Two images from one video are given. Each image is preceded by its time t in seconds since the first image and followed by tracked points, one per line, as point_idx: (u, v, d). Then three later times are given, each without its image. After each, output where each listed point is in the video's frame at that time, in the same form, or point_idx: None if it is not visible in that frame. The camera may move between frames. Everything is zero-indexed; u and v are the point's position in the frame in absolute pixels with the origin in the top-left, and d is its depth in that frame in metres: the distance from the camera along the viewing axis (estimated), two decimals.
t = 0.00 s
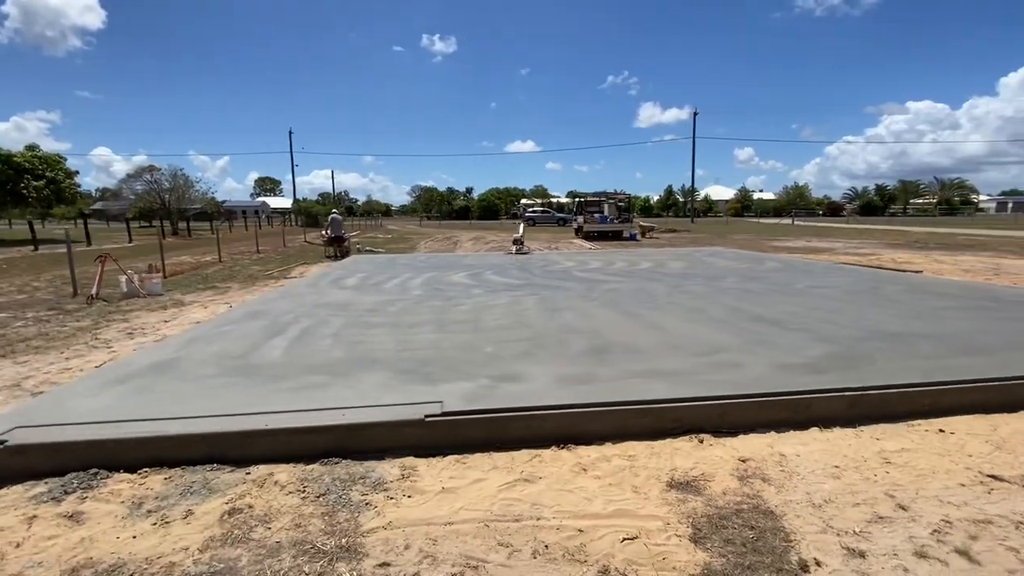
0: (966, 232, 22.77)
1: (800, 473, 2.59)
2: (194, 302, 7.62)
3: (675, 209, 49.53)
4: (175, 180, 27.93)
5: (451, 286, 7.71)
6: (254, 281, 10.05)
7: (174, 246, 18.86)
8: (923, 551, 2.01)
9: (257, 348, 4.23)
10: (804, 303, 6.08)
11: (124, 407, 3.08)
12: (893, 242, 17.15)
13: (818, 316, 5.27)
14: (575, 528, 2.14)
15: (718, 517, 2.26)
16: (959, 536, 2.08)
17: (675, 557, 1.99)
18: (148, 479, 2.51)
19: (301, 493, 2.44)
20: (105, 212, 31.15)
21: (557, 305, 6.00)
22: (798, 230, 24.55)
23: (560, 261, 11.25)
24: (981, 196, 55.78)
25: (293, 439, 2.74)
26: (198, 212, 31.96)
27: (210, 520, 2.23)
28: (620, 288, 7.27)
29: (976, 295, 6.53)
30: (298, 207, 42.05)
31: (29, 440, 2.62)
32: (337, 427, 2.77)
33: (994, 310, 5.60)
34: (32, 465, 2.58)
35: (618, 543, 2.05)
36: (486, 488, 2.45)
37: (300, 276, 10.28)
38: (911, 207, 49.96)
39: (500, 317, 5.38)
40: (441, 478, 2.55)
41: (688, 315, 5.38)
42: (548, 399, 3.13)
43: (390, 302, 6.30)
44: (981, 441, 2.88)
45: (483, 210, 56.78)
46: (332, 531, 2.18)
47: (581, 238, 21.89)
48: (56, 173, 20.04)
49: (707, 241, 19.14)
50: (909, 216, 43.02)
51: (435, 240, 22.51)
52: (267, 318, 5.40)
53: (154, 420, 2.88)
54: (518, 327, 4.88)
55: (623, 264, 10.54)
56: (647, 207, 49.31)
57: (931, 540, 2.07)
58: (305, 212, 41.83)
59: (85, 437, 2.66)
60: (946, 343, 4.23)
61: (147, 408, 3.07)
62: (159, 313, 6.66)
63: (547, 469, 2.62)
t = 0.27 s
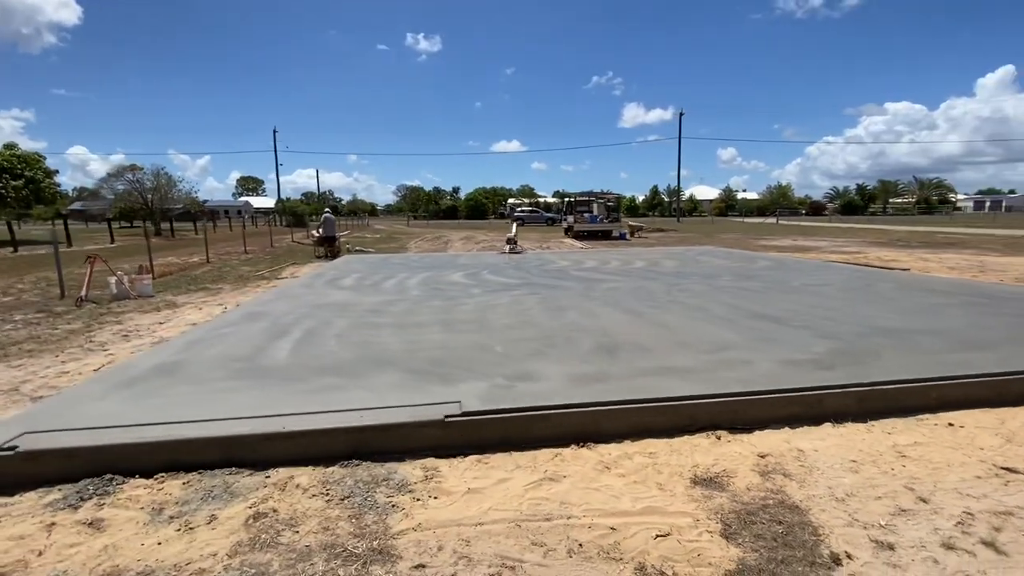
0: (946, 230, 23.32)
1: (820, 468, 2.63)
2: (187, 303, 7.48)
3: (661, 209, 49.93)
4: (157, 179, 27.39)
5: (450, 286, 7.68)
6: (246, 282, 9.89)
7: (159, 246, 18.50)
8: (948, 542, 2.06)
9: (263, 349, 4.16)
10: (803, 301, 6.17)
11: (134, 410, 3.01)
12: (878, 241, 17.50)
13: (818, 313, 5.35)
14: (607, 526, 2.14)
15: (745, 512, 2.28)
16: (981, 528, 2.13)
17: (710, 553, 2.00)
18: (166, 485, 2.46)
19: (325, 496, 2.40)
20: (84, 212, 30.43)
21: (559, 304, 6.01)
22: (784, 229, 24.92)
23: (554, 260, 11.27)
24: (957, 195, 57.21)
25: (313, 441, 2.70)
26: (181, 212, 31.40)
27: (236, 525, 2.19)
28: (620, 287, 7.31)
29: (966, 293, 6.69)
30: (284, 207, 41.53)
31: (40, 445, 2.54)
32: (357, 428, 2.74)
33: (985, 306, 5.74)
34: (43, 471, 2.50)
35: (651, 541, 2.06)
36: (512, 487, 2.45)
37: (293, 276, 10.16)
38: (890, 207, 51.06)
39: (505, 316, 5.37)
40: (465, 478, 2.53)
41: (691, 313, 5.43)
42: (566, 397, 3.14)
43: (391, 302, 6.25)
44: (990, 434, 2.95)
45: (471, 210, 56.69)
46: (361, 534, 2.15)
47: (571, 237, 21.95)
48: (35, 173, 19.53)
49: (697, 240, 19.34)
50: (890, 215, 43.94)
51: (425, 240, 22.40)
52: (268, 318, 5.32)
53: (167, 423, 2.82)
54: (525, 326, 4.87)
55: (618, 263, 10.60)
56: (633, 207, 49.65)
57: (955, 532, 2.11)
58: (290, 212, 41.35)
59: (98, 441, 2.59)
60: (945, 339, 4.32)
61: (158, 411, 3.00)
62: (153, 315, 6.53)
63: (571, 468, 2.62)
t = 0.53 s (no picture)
0: (925, 229, 23.89)
1: (829, 464, 2.69)
2: (178, 306, 7.36)
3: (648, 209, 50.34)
4: (139, 179, 26.86)
5: (446, 287, 7.65)
6: (236, 284, 9.75)
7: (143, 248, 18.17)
8: (959, 535, 2.12)
9: (266, 353, 4.12)
10: (796, 299, 6.28)
11: (140, 416, 2.96)
12: (861, 240, 17.88)
13: (813, 312, 5.45)
14: (629, 526, 2.17)
15: (762, 509, 2.32)
16: (989, 519, 2.20)
17: (732, 550, 2.04)
18: (180, 493, 2.42)
19: (344, 501, 2.39)
20: (63, 213, 29.75)
21: (559, 305, 6.05)
22: (769, 229, 25.30)
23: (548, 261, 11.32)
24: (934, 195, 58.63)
25: (327, 445, 2.68)
26: (164, 213, 30.86)
27: (256, 532, 2.17)
28: (616, 287, 7.37)
29: (952, 291, 6.87)
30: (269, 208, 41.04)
31: (47, 454, 2.49)
32: (372, 432, 2.73)
33: (972, 304, 5.90)
34: (52, 480, 2.45)
35: (674, 539, 2.09)
36: (531, 489, 2.46)
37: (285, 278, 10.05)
38: (870, 206, 52.14)
39: (506, 317, 5.38)
40: (483, 480, 2.54)
41: (689, 313, 5.49)
42: (577, 398, 3.16)
43: (390, 304, 6.23)
44: (988, 428, 3.05)
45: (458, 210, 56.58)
46: (384, 539, 2.14)
47: (561, 237, 22.03)
48: (12, 173, 19.04)
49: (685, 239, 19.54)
50: (870, 214, 44.89)
51: (415, 240, 22.30)
52: (267, 321, 5.26)
53: (177, 429, 2.78)
54: (527, 328, 4.89)
55: (611, 263, 10.67)
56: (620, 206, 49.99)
57: (965, 524, 2.18)
58: (276, 212, 40.89)
59: (107, 449, 2.55)
60: (938, 337, 4.44)
61: (165, 416, 2.95)
62: (145, 319, 6.41)
63: (587, 468, 2.64)
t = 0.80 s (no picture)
0: (908, 229, 24.36)
1: (844, 459, 2.70)
2: (170, 307, 7.21)
3: (636, 209, 50.67)
4: (121, 179, 26.35)
5: (444, 287, 7.60)
6: (227, 285, 9.59)
7: (127, 249, 17.85)
8: (980, 527, 2.14)
9: (268, 355, 4.04)
10: (793, 297, 6.35)
11: (145, 419, 2.88)
12: (847, 240, 18.18)
13: (812, 309, 5.51)
14: (654, 524, 2.15)
15: (783, 505, 2.32)
16: (1007, 511, 2.23)
17: (759, 546, 2.03)
18: (190, 497, 2.35)
19: (362, 503, 2.34)
20: (42, 213, 29.09)
21: (559, 304, 6.04)
22: (757, 228, 25.60)
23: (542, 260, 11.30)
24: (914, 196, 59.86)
25: (341, 447, 2.62)
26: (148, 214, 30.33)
27: (274, 536, 2.11)
28: (614, 286, 7.38)
29: (943, 288, 7.00)
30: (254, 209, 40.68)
31: (50, 460, 2.40)
32: (387, 432, 2.68)
33: (965, 301, 6.01)
34: (55, 487, 2.37)
35: (701, 536, 2.08)
36: (551, 489, 2.43)
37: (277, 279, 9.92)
38: (853, 206, 53.06)
39: (508, 317, 5.36)
40: (502, 480, 2.50)
41: (690, 311, 5.52)
42: (590, 397, 3.14)
43: (388, 304, 6.17)
44: (994, 422, 3.09)
45: (446, 210, 56.43)
46: (407, 541, 2.10)
47: (552, 237, 22.07)
48: None
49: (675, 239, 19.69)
50: (853, 214, 45.69)
51: (405, 241, 22.18)
52: (265, 322, 5.17)
53: (184, 432, 2.70)
54: (531, 327, 4.87)
55: (605, 262, 10.71)
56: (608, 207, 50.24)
57: (984, 517, 2.20)
58: (262, 213, 40.48)
59: (113, 454, 2.46)
60: (936, 333, 4.52)
61: (170, 419, 2.87)
62: (136, 320, 6.28)
63: (605, 467, 2.62)
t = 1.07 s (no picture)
0: (897, 229, 24.67)
1: (871, 460, 2.68)
2: (165, 310, 7.07)
3: (628, 209, 50.89)
4: (108, 179, 25.92)
5: (445, 288, 7.52)
6: (222, 286, 9.44)
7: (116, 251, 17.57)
8: (1016, 528, 2.12)
9: (275, 357, 3.94)
10: (798, 296, 6.36)
11: (154, 425, 2.78)
12: (840, 240, 18.37)
13: (818, 308, 5.52)
14: (690, 529, 2.11)
15: (817, 507, 2.29)
16: None
17: (799, 551, 2.00)
18: (207, 507, 2.27)
19: (386, 511, 2.27)
20: (27, 214, 28.56)
21: (565, 304, 6.00)
22: (749, 228, 25.78)
23: (541, 260, 11.26)
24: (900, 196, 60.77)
25: (361, 452, 2.54)
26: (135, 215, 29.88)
27: (298, 547, 2.04)
28: (617, 286, 7.35)
29: (942, 287, 7.06)
30: (244, 210, 40.26)
31: (59, 469, 2.31)
32: (408, 437, 2.60)
33: (966, 300, 6.06)
34: (64, 498, 2.28)
35: (739, 541, 2.04)
36: (580, 493, 2.38)
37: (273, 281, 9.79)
38: (841, 207, 53.73)
39: (515, 318, 5.30)
40: (528, 485, 2.44)
41: (698, 311, 5.50)
42: (610, 398, 3.09)
43: (392, 305, 6.08)
44: (1013, 421, 3.10)
45: (438, 211, 56.25)
46: (437, 551, 2.03)
47: (546, 237, 22.05)
48: None
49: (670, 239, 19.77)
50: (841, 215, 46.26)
51: (399, 241, 22.05)
52: (268, 324, 5.07)
53: (196, 438, 2.61)
54: (541, 328, 4.82)
55: (605, 262, 10.69)
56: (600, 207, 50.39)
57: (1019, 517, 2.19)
58: (252, 213, 40.08)
59: (124, 463, 2.36)
60: (945, 332, 4.54)
61: (181, 425, 2.77)
62: (132, 324, 6.15)
63: (632, 470, 2.57)
